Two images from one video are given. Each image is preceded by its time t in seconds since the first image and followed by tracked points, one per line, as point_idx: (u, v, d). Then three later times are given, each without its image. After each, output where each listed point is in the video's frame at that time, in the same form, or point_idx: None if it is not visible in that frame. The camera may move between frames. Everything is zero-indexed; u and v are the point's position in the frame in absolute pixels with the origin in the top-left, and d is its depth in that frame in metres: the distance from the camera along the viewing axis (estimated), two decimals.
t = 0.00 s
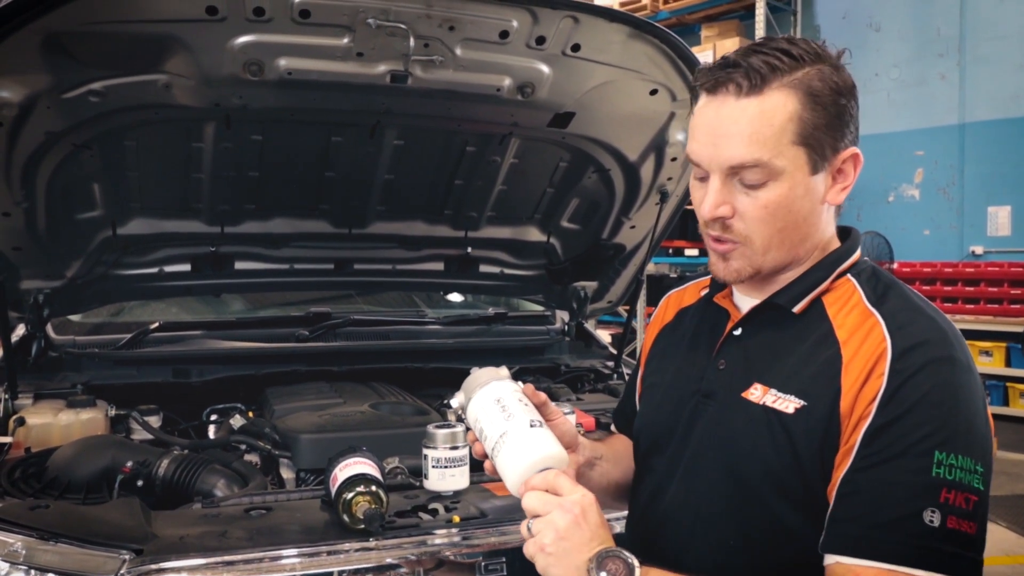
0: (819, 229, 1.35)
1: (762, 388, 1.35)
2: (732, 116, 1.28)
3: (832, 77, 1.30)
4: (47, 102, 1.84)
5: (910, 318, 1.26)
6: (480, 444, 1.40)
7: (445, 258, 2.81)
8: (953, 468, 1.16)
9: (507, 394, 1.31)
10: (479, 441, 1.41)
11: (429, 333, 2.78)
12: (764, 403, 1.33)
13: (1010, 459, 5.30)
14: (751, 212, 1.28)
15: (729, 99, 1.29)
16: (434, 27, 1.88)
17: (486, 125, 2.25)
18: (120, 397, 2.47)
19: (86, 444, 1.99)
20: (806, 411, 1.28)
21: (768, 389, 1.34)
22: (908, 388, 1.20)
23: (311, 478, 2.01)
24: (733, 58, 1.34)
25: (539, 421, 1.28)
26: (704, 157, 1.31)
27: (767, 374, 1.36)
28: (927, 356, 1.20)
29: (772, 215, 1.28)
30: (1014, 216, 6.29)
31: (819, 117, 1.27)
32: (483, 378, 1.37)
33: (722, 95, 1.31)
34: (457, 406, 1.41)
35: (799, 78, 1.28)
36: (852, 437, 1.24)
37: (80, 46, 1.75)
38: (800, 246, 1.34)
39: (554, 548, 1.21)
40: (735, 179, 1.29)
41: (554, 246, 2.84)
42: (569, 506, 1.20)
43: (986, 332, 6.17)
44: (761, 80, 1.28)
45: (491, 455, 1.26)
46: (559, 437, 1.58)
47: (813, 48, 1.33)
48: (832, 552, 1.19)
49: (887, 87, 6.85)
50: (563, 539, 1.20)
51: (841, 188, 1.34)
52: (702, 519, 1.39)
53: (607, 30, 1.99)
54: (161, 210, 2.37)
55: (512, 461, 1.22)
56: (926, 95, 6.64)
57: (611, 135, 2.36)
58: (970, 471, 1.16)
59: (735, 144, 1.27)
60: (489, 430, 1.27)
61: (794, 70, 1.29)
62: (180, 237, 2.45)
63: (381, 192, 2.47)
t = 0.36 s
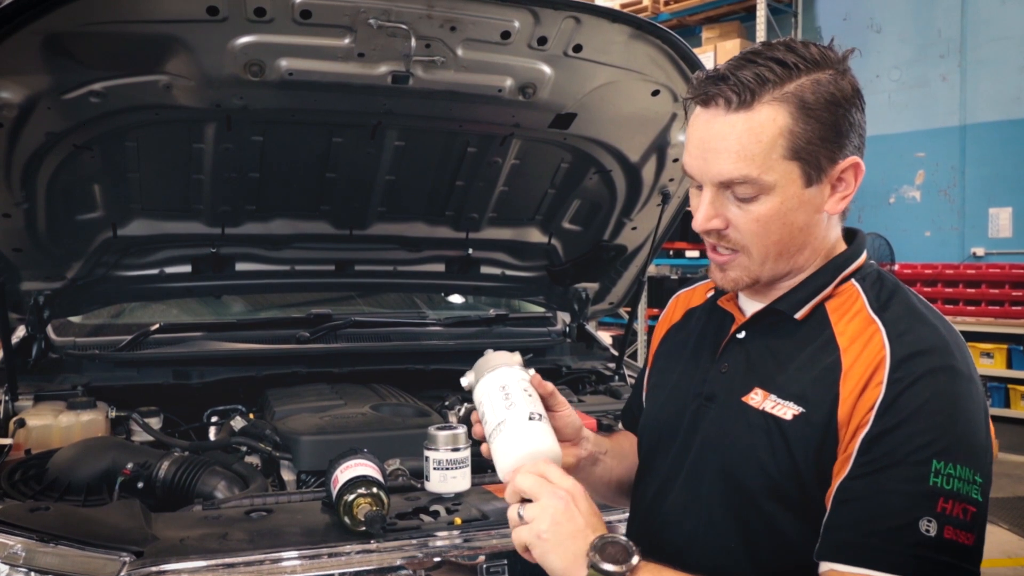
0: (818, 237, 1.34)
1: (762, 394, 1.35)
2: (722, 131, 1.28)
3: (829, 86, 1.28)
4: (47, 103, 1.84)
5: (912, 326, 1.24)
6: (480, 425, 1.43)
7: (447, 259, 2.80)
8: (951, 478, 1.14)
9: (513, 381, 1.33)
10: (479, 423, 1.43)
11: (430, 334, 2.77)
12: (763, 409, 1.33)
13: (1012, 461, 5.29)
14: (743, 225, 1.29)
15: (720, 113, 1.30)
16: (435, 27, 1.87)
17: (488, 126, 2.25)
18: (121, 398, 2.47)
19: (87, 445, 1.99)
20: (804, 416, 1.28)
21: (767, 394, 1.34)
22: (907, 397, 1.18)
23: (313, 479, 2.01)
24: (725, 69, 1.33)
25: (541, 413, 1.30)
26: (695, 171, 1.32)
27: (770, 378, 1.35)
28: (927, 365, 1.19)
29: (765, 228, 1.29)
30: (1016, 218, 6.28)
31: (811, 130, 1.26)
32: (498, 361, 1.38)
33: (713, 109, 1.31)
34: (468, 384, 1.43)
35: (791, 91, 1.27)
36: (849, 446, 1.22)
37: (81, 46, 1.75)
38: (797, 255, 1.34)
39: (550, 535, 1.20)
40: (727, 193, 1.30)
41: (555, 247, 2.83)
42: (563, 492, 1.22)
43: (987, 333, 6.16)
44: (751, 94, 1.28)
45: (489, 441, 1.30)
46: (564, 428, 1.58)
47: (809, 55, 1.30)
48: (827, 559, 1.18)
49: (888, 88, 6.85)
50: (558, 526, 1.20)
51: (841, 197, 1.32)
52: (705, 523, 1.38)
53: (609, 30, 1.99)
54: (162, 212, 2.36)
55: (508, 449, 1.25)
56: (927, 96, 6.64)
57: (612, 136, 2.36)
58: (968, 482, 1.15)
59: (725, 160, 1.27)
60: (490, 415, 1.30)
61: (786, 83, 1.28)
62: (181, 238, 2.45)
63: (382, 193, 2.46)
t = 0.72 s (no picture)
0: (820, 238, 1.34)
1: (762, 394, 1.34)
2: (725, 128, 1.28)
3: (835, 87, 1.28)
4: (47, 103, 1.84)
5: (914, 326, 1.24)
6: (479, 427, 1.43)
7: (447, 260, 2.79)
8: (943, 480, 1.13)
9: (513, 381, 1.32)
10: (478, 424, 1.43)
11: (430, 336, 2.76)
12: (763, 410, 1.33)
13: (1014, 463, 5.28)
14: (743, 223, 1.29)
15: (724, 110, 1.29)
16: (436, 27, 1.87)
17: (489, 126, 2.24)
18: (121, 400, 2.46)
19: (86, 447, 1.98)
20: (804, 417, 1.27)
21: (768, 395, 1.33)
22: (905, 397, 1.17)
23: (313, 481, 2.00)
24: (731, 66, 1.33)
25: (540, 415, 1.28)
26: (697, 167, 1.32)
27: (771, 378, 1.35)
28: (926, 365, 1.18)
29: (765, 227, 1.29)
30: (1017, 219, 6.27)
31: (814, 131, 1.26)
32: (499, 362, 1.37)
33: (717, 106, 1.31)
34: (469, 385, 1.42)
35: (796, 90, 1.27)
36: (843, 444, 1.22)
37: (81, 46, 1.75)
38: (797, 255, 1.33)
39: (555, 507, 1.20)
40: (728, 190, 1.30)
41: (556, 249, 2.82)
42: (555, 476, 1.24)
43: (989, 334, 6.15)
44: (755, 93, 1.28)
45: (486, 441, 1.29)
46: (564, 424, 1.60)
47: (817, 55, 1.30)
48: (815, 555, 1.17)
49: (889, 89, 6.85)
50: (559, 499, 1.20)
51: (844, 199, 1.32)
52: (706, 525, 1.37)
53: (610, 31, 1.99)
54: (162, 213, 2.36)
55: (505, 447, 1.23)
56: (928, 97, 6.63)
57: (613, 137, 2.35)
58: (961, 484, 1.13)
59: (727, 158, 1.27)
60: (488, 414, 1.29)
61: (791, 82, 1.28)
62: (181, 239, 2.44)
63: (383, 194, 2.45)
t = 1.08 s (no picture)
0: (822, 238, 1.33)
1: (762, 392, 1.34)
2: (728, 127, 1.28)
3: (838, 87, 1.27)
4: (47, 104, 1.83)
5: (915, 325, 1.23)
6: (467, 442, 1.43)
7: (448, 261, 2.79)
8: (942, 478, 1.13)
9: (497, 398, 1.32)
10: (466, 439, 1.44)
11: (431, 336, 2.76)
12: (762, 408, 1.33)
13: (1015, 463, 5.27)
14: (746, 224, 1.29)
15: (726, 109, 1.29)
16: (436, 27, 1.87)
17: (490, 126, 2.24)
18: (121, 401, 2.46)
19: (86, 448, 1.98)
20: (804, 416, 1.27)
21: (767, 393, 1.33)
22: (905, 395, 1.17)
23: (313, 482, 1.99)
24: (734, 65, 1.33)
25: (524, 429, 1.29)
26: (700, 166, 1.32)
27: (772, 378, 1.35)
28: (927, 364, 1.18)
29: (767, 227, 1.28)
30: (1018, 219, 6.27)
31: (818, 131, 1.26)
32: (481, 378, 1.39)
33: (720, 106, 1.31)
34: (452, 404, 1.43)
35: (799, 90, 1.27)
36: (843, 443, 1.22)
37: (81, 47, 1.75)
38: (800, 256, 1.33)
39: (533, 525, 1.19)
40: (731, 190, 1.30)
41: (557, 249, 2.82)
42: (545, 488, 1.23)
43: (990, 335, 6.14)
44: (758, 92, 1.27)
45: (473, 459, 1.29)
46: (549, 442, 1.58)
47: (821, 54, 1.29)
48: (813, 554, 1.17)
49: (889, 90, 6.84)
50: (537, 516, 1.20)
51: (847, 200, 1.31)
52: (707, 526, 1.37)
53: (610, 30, 1.99)
54: (162, 213, 2.36)
55: (492, 466, 1.24)
56: (929, 98, 6.63)
57: (613, 137, 2.35)
58: (960, 483, 1.13)
59: (729, 158, 1.27)
60: (474, 432, 1.30)
61: (795, 81, 1.27)
62: (181, 240, 2.44)
63: (383, 194, 2.45)
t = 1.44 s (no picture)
0: (823, 238, 1.34)
1: (761, 391, 1.34)
2: (730, 129, 1.28)
3: (840, 87, 1.28)
4: (49, 103, 1.84)
5: (912, 323, 1.23)
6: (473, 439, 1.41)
7: (448, 261, 2.79)
8: (939, 473, 1.13)
9: (513, 400, 1.29)
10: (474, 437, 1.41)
11: (431, 336, 2.77)
12: (761, 406, 1.33)
13: (1016, 464, 5.27)
14: (748, 224, 1.29)
15: (728, 111, 1.29)
16: (437, 27, 1.87)
17: (491, 126, 2.24)
18: (123, 400, 2.46)
19: (88, 447, 1.98)
20: (802, 413, 1.27)
21: (766, 392, 1.33)
22: (902, 390, 1.17)
23: (314, 481, 2.00)
24: (735, 67, 1.33)
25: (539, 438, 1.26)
26: (702, 167, 1.32)
27: (770, 377, 1.35)
28: (924, 360, 1.18)
29: (770, 228, 1.29)
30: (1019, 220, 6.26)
31: (820, 132, 1.26)
32: (491, 376, 1.34)
33: (722, 107, 1.31)
34: (460, 394, 1.39)
35: (801, 91, 1.27)
36: (839, 439, 1.22)
37: (83, 47, 1.75)
38: (801, 255, 1.34)
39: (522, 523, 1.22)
40: (733, 191, 1.30)
41: (558, 249, 2.82)
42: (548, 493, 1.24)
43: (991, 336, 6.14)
44: (760, 94, 1.28)
45: (484, 459, 1.25)
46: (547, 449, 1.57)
47: (822, 55, 1.29)
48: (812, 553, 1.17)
49: (890, 90, 6.84)
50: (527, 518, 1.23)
51: (847, 200, 1.32)
52: (707, 525, 1.37)
53: (611, 30, 1.99)
54: (163, 213, 2.36)
55: (505, 471, 1.20)
56: (930, 98, 6.63)
57: (614, 137, 2.35)
58: (956, 477, 1.14)
59: (732, 159, 1.27)
60: (488, 433, 1.25)
61: (797, 82, 1.27)
62: (182, 240, 2.44)
63: (385, 194, 2.46)
